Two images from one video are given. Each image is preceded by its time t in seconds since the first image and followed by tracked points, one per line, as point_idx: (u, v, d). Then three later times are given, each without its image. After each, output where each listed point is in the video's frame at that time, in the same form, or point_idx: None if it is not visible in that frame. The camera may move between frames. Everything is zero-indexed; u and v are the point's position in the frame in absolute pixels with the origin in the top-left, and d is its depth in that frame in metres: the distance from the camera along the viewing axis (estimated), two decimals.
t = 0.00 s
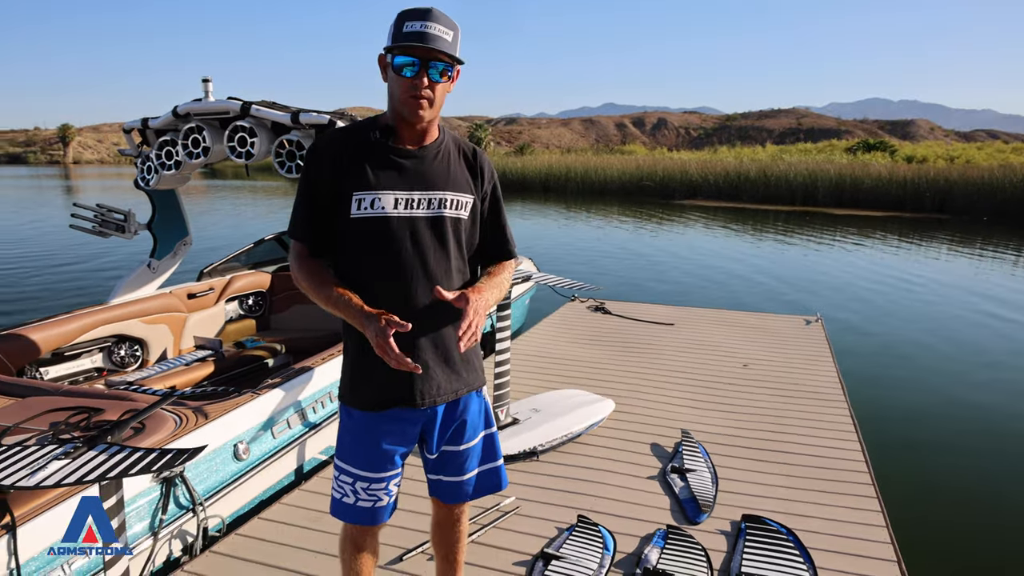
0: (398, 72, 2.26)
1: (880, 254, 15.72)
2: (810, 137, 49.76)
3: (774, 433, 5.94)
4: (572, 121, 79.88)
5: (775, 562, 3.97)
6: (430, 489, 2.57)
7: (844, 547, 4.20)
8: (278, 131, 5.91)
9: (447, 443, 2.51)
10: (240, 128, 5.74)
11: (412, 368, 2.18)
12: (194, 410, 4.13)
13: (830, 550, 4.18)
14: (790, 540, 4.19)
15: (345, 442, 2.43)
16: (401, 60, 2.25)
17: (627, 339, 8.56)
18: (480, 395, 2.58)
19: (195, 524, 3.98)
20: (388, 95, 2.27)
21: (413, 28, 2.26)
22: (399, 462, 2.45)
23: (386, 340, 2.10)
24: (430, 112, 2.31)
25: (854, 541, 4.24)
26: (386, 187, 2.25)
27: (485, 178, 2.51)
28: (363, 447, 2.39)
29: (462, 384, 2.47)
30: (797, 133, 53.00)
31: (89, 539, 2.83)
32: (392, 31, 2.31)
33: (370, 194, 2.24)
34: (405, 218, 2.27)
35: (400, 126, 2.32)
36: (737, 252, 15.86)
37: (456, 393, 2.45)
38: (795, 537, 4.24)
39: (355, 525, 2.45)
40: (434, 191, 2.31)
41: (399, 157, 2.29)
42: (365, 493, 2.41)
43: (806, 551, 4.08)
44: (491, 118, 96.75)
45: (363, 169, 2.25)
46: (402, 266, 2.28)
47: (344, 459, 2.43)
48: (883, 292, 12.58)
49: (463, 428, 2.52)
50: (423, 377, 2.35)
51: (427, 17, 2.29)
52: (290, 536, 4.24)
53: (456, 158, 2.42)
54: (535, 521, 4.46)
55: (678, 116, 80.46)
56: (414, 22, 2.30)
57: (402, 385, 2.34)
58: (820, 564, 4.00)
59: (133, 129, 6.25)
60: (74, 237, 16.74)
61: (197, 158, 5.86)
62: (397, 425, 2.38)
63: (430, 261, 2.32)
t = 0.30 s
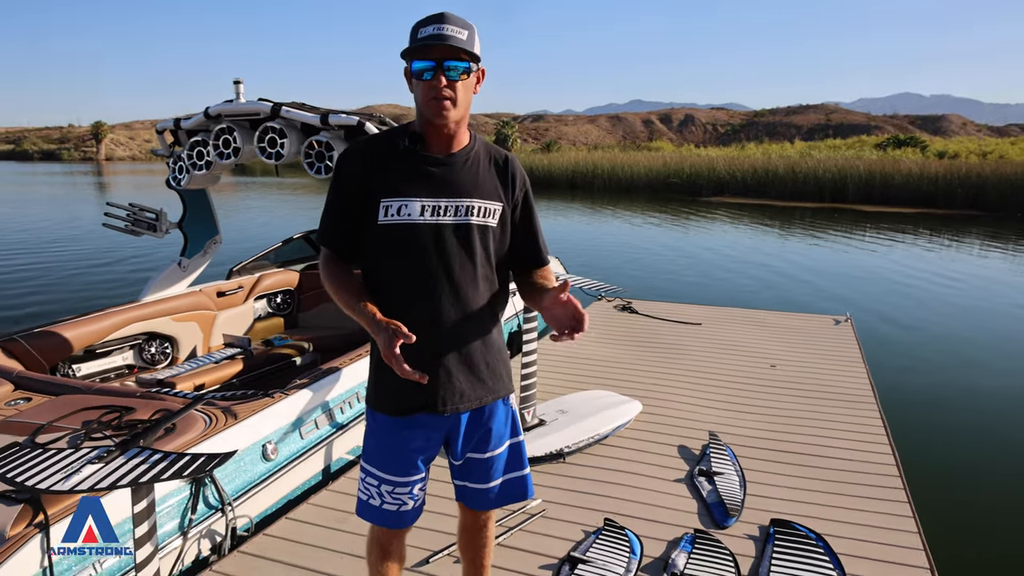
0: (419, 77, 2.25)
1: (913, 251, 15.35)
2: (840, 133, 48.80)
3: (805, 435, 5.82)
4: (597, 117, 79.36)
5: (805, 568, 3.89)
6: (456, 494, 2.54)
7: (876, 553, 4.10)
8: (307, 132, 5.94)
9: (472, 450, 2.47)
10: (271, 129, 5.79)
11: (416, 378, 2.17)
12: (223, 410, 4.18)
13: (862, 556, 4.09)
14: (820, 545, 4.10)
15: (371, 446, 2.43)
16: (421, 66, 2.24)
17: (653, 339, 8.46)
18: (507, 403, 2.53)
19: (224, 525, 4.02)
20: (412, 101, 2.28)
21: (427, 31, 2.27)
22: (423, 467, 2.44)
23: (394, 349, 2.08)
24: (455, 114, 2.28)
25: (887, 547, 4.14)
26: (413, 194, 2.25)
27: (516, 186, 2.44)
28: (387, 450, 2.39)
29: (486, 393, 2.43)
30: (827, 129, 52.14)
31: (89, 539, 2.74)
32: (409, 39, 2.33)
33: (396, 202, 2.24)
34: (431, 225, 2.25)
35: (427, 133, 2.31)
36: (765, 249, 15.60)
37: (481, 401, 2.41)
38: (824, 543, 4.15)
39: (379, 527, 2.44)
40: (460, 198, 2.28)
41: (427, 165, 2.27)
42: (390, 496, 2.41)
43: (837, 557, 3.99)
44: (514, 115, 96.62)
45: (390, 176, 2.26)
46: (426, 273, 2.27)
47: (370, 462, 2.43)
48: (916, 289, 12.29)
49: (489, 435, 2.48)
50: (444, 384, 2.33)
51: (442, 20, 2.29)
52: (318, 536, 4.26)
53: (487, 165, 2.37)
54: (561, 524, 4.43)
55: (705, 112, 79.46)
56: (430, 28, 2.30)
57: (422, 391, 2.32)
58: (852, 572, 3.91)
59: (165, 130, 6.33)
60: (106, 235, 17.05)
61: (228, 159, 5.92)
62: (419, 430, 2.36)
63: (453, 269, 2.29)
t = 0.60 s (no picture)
0: (444, 94, 2.19)
1: (935, 252, 15.05)
2: (857, 134, 48.22)
3: (833, 443, 5.66)
4: (612, 119, 79.19)
5: None
6: (480, 511, 2.45)
7: (909, 566, 3.97)
8: (328, 140, 5.92)
9: (497, 466, 2.39)
10: (291, 137, 5.77)
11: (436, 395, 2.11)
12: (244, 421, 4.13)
13: (893, 568, 3.95)
14: (848, 558, 3.98)
15: (394, 461, 2.36)
16: (446, 82, 2.18)
17: (674, 344, 8.33)
18: (531, 419, 2.45)
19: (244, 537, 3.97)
20: (436, 116, 2.23)
21: (455, 46, 2.21)
22: (447, 483, 2.36)
23: (413, 365, 2.02)
24: (479, 130, 2.22)
25: (919, 560, 4.00)
26: (437, 210, 2.18)
27: (541, 201, 2.36)
28: (411, 467, 2.32)
29: (509, 410, 2.35)
30: (844, 129, 51.67)
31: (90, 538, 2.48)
32: (437, 53, 2.27)
33: (419, 216, 2.18)
34: (454, 241, 2.18)
35: (451, 148, 2.25)
36: (784, 251, 15.37)
37: (505, 418, 2.34)
38: (853, 555, 4.02)
39: (401, 543, 2.37)
40: (484, 213, 2.21)
41: (451, 180, 2.21)
42: (414, 513, 2.33)
43: (866, 570, 3.87)
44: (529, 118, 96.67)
45: (413, 191, 2.20)
46: (448, 290, 2.20)
47: (392, 478, 2.36)
48: (940, 289, 12.03)
49: (513, 452, 2.39)
50: (467, 400, 2.26)
51: (471, 35, 2.22)
52: (338, 549, 4.20)
53: (511, 179, 2.29)
54: (585, 536, 4.33)
55: (722, 112, 78.97)
56: (458, 42, 2.23)
57: (445, 407, 2.26)
58: None
59: (186, 138, 6.34)
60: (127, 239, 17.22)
61: (249, 167, 5.91)
62: (442, 446, 2.29)
63: (476, 285, 2.22)
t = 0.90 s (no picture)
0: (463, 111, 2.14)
1: (951, 263, 14.83)
2: (868, 146, 47.97)
3: (856, 459, 5.51)
4: (623, 132, 79.37)
5: None
6: (498, 536, 2.36)
7: None
8: (341, 156, 5.90)
9: (515, 491, 2.30)
10: (305, 153, 5.76)
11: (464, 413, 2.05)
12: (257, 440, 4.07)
13: None
14: None
15: (410, 486, 2.28)
16: (464, 99, 2.13)
17: (689, 360, 8.21)
18: (549, 443, 2.38)
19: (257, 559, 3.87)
20: (454, 134, 2.17)
21: (473, 64, 2.16)
22: (465, 507, 2.27)
23: (440, 384, 1.96)
24: (498, 147, 2.16)
25: None
26: (455, 231, 2.12)
27: (559, 222, 2.30)
28: (428, 492, 2.24)
29: (528, 433, 2.27)
30: (855, 141, 51.51)
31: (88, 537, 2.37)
32: (455, 72, 2.23)
33: (438, 237, 2.13)
34: (473, 262, 2.12)
35: (471, 167, 2.19)
36: (798, 264, 15.20)
37: (524, 442, 2.26)
38: None
39: (418, 570, 2.28)
40: (503, 234, 2.15)
41: (470, 201, 2.15)
42: (431, 539, 2.25)
43: None
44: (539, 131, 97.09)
45: (431, 212, 2.15)
46: (467, 312, 2.14)
47: (409, 502, 2.27)
48: (957, 301, 11.82)
49: (532, 476, 2.31)
50: (486, 424, 2.19)
51: (489, 53, 2.18)
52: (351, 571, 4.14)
53: (530, 200, 2.24)
54: (601, 557, 4.22)
55: (733, 125, 78.85)
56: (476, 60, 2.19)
57: (464, 431, 2.19)
58: None
59: (200, 155, 6.34)
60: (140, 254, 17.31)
61: (263, 183, 5.89)
62: (460, 471, 2.21)
63: (496, 307, 2.16)
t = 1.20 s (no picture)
0: (473, 129, 2.10)
1: (962, 274, 14.69)
2: (876, 157, 47.81)
3: (871, 473, 5.40)
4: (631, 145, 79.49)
5: None
6: (508, 555, 2.30)
7: None
8: (349, 169, 5.89)
9: (525, 510, 2.24)
10: (312, 166, 5.75)
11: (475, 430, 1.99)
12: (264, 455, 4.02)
13: None
14: None
15: (419, 505, 2.22)
16: (475, 115, 2.09)
17: (698, 373, 8.13)
18: (561, 460, 2.32)
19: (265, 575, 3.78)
20: (463, 150, 2.14)
21: (484, 80, 2.12)
22: (474, 527, 2.21)
23: (450, 402, 1.91)
24: (508, 164, 2.12)
25: None
26: (464, 246, 2.08)
27: (569, 237, 2.25)
28: (438, 511, 2.18)
29: (538, 451, 2.22)
30: (863, 152, 51.43)
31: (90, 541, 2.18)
32: (465, 87, 2.18)
33: (447, 253, 2.08)
34: (482, 278, 2.08)
35: (480, 184, 2.15)
36: (808, 275, 15.07)
37: (534, 460, 2.21)
38: None
39: None
40: (512, 249, 2.10)
41: (479, 216, 2.11)
42: (440, 558, 2.19)
43: None
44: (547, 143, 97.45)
45: (440, 228, 2.11)
46: (477, 328, 2.09)
47: (417, 521, 2.22)
48: (969, 313, 11.68)
49: (543, 495, 2.25)
50: (496, 442, 2.13)
51: (500, 68, 2.13)
52: None
53: (539, 215, 2.20)
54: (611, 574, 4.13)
55: (740, 136, 78.85)
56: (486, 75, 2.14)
57: (474, 449, 2.13)
58: None
59: (208, 168, 6.35)
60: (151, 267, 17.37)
61: (270, 196, 5.88)
62: (469, 490, 2.15)
63: (505, 323, 2.11)
